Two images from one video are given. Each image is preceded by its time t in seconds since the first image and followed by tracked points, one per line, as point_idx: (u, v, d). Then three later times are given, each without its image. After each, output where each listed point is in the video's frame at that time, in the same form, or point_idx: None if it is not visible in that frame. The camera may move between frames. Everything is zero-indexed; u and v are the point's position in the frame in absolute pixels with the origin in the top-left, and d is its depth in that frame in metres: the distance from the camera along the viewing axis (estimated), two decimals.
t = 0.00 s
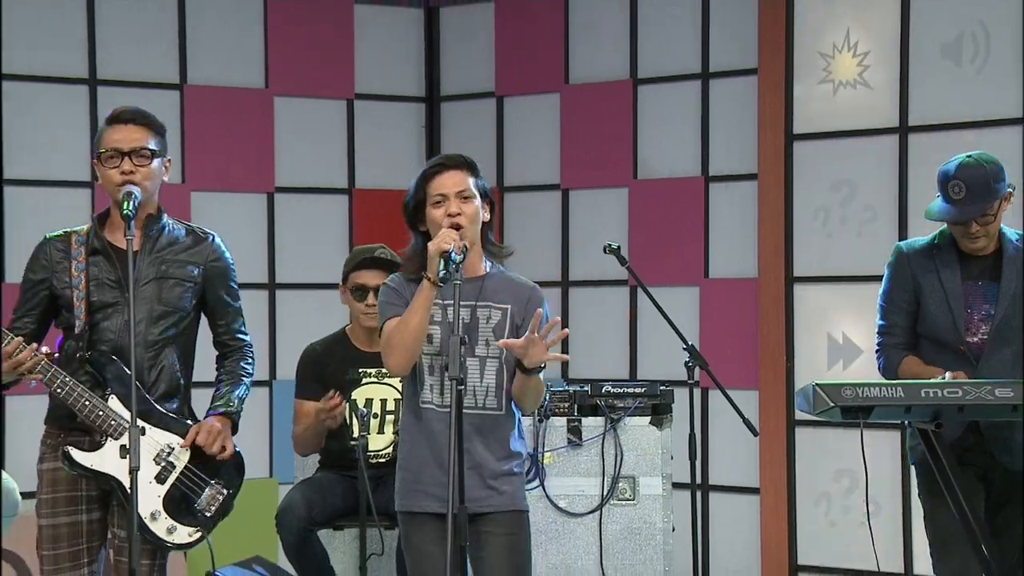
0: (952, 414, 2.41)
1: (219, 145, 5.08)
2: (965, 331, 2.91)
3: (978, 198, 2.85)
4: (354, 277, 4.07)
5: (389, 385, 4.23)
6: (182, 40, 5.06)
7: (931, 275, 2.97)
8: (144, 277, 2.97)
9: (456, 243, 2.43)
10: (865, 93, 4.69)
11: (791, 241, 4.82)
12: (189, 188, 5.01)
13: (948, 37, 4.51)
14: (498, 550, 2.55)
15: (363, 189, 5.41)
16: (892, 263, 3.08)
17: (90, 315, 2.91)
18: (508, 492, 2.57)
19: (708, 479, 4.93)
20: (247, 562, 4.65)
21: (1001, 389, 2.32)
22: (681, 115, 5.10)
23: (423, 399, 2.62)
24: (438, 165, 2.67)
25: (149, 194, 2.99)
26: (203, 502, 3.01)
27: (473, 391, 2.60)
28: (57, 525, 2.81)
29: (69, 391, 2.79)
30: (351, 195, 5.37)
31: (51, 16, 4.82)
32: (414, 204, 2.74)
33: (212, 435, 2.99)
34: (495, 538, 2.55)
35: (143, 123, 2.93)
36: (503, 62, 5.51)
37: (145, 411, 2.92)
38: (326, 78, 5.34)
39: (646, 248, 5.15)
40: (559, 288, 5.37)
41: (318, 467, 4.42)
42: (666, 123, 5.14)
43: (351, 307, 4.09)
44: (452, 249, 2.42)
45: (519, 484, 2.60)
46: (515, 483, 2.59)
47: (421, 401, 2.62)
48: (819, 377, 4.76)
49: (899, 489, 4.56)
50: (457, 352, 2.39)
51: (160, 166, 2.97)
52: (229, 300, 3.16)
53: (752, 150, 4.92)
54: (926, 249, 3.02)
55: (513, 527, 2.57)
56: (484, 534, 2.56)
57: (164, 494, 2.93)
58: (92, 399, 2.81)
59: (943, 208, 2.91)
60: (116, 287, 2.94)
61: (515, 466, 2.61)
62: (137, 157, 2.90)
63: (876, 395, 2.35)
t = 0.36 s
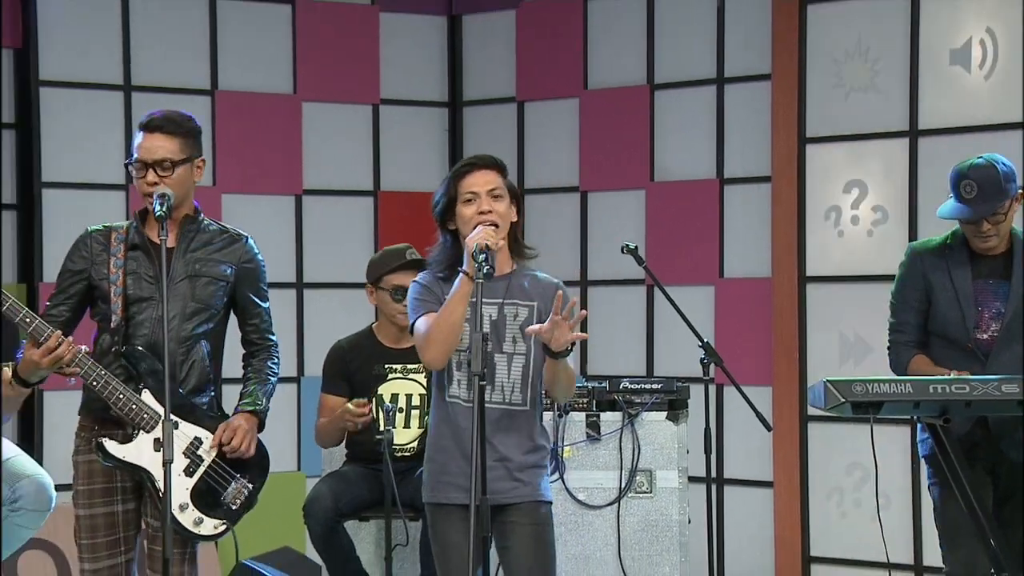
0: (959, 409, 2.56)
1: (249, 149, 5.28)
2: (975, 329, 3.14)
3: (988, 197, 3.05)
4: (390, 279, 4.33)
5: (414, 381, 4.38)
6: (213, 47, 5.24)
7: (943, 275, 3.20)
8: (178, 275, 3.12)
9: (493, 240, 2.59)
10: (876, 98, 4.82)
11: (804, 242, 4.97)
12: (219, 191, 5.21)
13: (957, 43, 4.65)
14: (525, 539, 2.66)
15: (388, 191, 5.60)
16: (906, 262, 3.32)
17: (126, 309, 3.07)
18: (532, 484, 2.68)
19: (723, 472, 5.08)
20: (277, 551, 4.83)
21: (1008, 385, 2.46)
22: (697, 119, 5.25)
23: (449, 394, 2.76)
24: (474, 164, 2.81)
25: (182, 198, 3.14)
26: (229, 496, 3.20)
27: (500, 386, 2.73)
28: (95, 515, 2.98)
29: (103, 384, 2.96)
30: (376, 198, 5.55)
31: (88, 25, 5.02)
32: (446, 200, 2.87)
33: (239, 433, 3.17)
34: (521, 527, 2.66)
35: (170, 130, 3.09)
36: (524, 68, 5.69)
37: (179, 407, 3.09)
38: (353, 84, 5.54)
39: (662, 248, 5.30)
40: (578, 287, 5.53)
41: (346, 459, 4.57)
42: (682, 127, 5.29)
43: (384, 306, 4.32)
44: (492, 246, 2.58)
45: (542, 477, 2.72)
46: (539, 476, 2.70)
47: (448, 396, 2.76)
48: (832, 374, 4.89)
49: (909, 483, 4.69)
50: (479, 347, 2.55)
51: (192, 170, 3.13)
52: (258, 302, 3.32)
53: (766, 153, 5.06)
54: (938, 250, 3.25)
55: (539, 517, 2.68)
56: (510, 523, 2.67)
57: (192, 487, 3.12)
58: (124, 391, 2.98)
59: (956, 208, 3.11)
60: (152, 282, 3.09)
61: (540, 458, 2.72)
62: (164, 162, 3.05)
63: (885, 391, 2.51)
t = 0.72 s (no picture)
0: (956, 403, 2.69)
1: (266, 152, 5.50)
2: (973, 327, 3.28)
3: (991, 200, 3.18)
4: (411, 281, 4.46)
5: (426, 378, 4.55)
6: (232, 55, 5.47)
7: (941, 276, 3.35)
8: (200, 273, 3.29)
9: (522, 249, 2.72)
10: (873, 102, 4.98)
11: (803, 241, 5.13)
12: (237, 193, 5.44)
13: (951, 49, 4.81)
14: (575, 536, 2.81)
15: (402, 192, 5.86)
16: (903, 264, 3.46)
17: (150, 306, 3.22)
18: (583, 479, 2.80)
19: (725, 465, 5.23)
20: (293, 541, 5.00)
21: (1002, 380, 2.59)
22: (700, 123, 5.42)
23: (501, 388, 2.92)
24: (503, 164, 2.99)
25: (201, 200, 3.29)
26: (248, 486, 3.33)
27: (547, 380, 2.86)
28: (118, 506, 3.16)
29: (129, 376, 3.14)
30: (390, 200, 5.80)
31: (111, 32, 5.22)
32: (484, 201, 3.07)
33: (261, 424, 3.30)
34: (571, 525, 2.80)
35: (188, 135, 3.24)
36: (532, 73, 5.87)
37: (201, 401, 3.24)
38: (366, 89, 5.76)
39: (666, 248, 5.46)
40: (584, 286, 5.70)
41: (358, 451, 4.72)
42: (684, 130, 5.46)
43: (404, 308, 4.45)
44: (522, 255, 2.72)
45: (592, 467, 2.83)
46: (587, 467, 2.82)
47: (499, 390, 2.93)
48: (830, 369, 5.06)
49: (905, 475, 4.85)
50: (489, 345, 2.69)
51: (211, 171, 3.29)
52: (276, 301, 3.49)
53: (765, 156, 5.23)
54: (935, 252, 3.39)
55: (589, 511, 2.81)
56: (562, 521, 2.82)
57: (213, 478, 3.27)
58: (148, 385, 3.15)
59: (954, 216, 3.23)
60: (175, 280, 3.26)
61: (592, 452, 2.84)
62: (182, 166, 3.20)
63: (882, 385, 2.65)
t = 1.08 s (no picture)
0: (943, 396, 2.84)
1: (277, 155, 5.68)
2: (966, 322, 3.42)
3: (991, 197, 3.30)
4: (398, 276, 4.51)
5: (430, 371, 4.72)
6: (243, 62, 5.65)
7: (935, 274, 3.48)
8: (217, 273, 3.46)
9: (573, 243, 2.86)
10: (864, 106, 5.15)
11: (797, 241, 5.29)
12: (249, 194, 5.63)
13: (940, 55, 4.96)
14: (607, 527, 2.88)
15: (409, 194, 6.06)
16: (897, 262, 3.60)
17: (168, 303, 3.39)
18: (620, 473, 2.89)
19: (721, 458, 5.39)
20: (303, 531, 5.17)
21: (989, 374, 2.71)
22: (697, 127, 5.59)
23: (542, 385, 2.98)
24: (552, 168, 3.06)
25: (218, 201, 3.46)
26: (263, 478, 3.50)
27: (589, 379, 2.95)
28: (135, 495, 3.33)
29: (146, 373, 3.30)
30: (397, 202, 6.00)
31: (127, 39, 5.39)
32: (532, 201, 3.13)
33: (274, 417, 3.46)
34: (605, 515, 2.88)
35: (208, 135, 3.41)
36: (535, 79, 6.05)
37: (213, 393, 3.40)
38: (374, 94, 5.95)
39: (664, 247, 5.64)
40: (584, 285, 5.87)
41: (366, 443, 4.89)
42: (682, 133, 5.63)
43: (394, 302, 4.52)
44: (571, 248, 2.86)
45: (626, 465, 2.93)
46: (623, 464, 2.91)
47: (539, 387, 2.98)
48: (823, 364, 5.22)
49: (895, 467, 5.01)
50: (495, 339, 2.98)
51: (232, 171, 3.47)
52: (290, 301, 3.66)
53: (760, 158, 5.40)
54: (929, 251, 3.53)
55: (621, 504, 2.90)
56: (596, 511, 2.89)
57: (229, 470, 3.43)
58: (165, 379, 3.32)
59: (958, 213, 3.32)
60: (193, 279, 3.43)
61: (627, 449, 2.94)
62: (201, 164, 3.37)
63: (873, 379, 2.79)
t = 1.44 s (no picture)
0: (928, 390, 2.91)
1: (283, 157, 5.88)
2: (953, 319, 3.50)
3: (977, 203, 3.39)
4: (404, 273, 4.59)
5: (431, 366, 4.89)
6: (251, 67, 5.83)
7: (922, 274, 3.55)
8: (229, 271, 3.57)
9: (549, 255, 2.95)
10: (851, 110, 5.33)
11: (786, 241, 5.47)
12: (256, 195, 5.82)
13: (925, 61, 5.14)
14: (584, 519, 3.01)
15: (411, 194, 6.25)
16: (885, 259, 3.65)
17: (181, 300, 3.50)
18: (593, 471, 3.01)
19: (713, 450, 5.57)
20: (308, 520, 5.34)
21: (969, 369, 2.81)
22: (691, 129, 5.77)
23: (522, 383, 3.10)
24: (546, 184, 3.11)
25: (230, 201, 3.60)
26: (274, 468, 3.58)
27: (567, 381, 3.07)
28: (146, 485, 3.41)
29: (160, 367, 3.41)
30: (399, 202, 6.20)
31: (139, 45, 5.58)
32: (530, 206, 3.22)
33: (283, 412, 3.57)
34: (582, 508, 3.01)
35: (221, 135, 3.55)
36: (533, 83, 6.23)
37: (222, 386, 3.51)
38: (376, 98, 6.13)
39: (659, 246, 5.81)
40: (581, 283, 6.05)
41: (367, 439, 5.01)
42: (676, 136, 5.81)
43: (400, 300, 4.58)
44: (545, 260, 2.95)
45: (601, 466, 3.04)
46: (597, 464, 3.02)
47: (521, 384, 3.10)
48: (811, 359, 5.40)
49: (881, 458, 5.19)
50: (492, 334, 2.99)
51: (244, 172, 3.62)
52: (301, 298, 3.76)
53: (751, 160, 5.58)
54: (918, 249, 3.60)
55: (598, 498, 3.04)
56: (573, 504, 3.02)
57: (241, 460, 3.52)
58: (178, 371, 3.41)
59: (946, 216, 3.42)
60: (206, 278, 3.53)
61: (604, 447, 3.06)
62: (214, 163, 3.52)
63: (857, 374, 2.84)
